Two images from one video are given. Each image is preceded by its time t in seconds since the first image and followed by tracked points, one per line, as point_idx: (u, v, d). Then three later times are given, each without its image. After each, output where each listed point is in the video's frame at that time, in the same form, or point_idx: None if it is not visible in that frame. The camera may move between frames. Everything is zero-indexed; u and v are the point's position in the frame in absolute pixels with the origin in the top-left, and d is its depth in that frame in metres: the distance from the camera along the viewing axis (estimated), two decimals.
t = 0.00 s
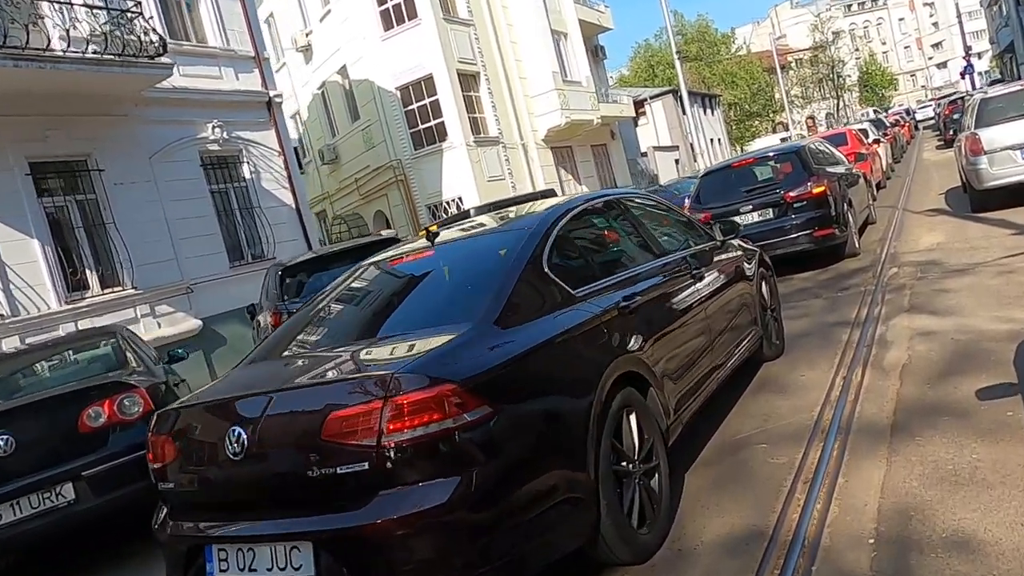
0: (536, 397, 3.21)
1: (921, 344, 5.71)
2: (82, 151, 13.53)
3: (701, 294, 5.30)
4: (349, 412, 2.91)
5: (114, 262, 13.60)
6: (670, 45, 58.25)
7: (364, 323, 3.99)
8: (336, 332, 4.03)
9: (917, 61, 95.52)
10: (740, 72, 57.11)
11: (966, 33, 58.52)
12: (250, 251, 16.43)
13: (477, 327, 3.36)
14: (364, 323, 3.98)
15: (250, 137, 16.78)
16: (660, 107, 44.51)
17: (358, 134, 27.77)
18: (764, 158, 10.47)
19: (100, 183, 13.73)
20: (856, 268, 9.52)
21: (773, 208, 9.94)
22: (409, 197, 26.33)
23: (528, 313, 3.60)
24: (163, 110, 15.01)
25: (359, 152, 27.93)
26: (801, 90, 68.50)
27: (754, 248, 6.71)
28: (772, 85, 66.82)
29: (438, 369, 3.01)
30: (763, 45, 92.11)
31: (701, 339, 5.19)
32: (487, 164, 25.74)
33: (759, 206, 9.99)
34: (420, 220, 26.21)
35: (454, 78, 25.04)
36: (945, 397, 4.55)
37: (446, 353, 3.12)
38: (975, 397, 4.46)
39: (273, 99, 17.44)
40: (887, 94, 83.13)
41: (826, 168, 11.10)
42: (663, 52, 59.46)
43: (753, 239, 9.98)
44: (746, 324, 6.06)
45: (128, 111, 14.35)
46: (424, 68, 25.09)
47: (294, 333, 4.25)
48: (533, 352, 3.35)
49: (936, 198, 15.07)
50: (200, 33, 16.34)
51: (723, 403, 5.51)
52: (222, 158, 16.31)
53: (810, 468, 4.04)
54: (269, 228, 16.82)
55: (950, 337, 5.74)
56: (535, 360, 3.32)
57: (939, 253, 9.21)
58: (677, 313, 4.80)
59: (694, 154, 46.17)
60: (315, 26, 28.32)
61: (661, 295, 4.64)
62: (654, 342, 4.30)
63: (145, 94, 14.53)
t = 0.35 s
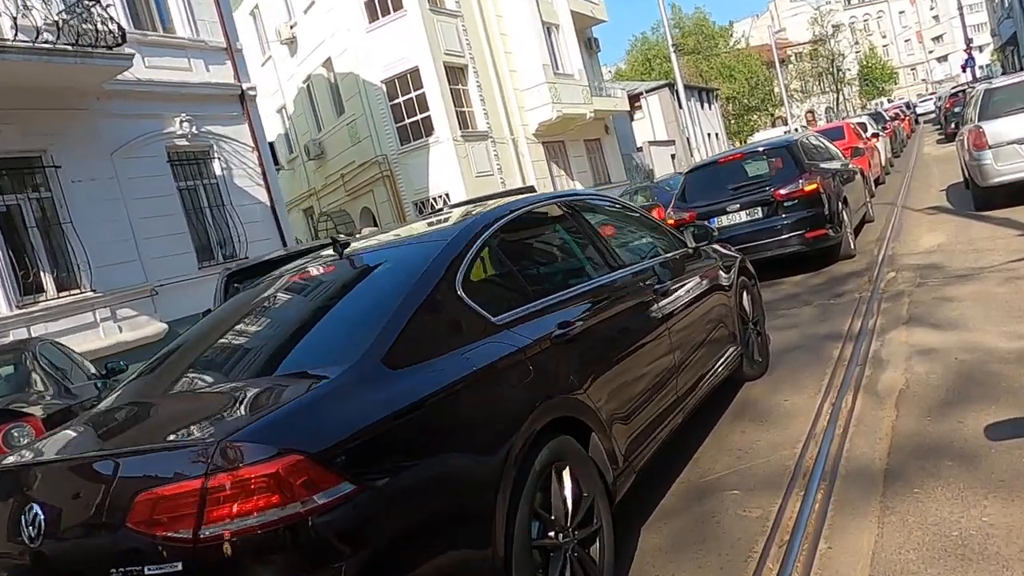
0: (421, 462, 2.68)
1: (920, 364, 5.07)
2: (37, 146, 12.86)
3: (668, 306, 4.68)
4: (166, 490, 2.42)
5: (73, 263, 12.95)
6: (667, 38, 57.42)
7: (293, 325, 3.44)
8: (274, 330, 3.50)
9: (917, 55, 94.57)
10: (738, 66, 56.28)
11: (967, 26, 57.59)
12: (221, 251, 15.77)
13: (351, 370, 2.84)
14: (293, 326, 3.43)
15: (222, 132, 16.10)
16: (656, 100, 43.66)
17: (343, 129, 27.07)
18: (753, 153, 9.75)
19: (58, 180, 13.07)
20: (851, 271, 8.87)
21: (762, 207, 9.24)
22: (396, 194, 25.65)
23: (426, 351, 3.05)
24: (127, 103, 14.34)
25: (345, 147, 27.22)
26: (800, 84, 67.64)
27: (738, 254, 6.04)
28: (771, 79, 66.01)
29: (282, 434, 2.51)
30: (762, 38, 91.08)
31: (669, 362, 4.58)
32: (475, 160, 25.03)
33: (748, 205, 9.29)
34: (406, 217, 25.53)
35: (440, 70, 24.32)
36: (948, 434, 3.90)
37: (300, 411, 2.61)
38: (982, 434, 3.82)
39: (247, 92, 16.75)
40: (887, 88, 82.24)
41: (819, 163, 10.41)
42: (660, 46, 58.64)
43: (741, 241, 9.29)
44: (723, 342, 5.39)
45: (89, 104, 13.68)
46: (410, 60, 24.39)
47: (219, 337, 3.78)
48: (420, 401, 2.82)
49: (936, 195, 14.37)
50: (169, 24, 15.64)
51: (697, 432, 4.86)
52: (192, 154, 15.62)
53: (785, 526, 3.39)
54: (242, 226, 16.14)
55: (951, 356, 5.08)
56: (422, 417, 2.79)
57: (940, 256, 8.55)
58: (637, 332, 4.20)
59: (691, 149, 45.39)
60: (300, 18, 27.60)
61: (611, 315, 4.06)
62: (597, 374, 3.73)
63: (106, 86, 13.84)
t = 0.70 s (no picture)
0: (295, 553, 2.31)
1: (918, 395, 4.47)
2: None
3: (623, 334, 4.15)
4: None
5: (29, 266, 12.33)
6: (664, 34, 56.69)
7: (228, 314, 3.05)
8: (207, 321, 3.10)
9: (919, 51, 93.79)
10: (736, 62, 55.50)
11: (969, 23, 56.84)
12: (192, 252, 15.06)
13: (191, 434, 2.42)
14: (222, 318, 3.02)
15: (192, 129, 15.46)
16: (652, 97, 42.87)
17: (329, 126, 26.38)
18: (742, 153, 9.10)
19: (14, 179, 12.44)
20: (845, 281, 8.25)
21: (751, 211, 8.60)
22: (382, 192, 24.99)
23: (321, 400, 2.70)
24: (90, 99, 13.71)
25: (331, 143, 26.55)
26: (800, 81, 66.89)
27: (712, 270, 5.36)
28: (771, 76, 65.28)
29: (123, 500, 2.18)
30: (762, 34, 90.15)
31: (625, 401, 4.07)
32: (463, 157, 24.35)
33: (736, 208, 8.65)
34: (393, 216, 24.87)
35: (427, 65, 23.67)
36: (952, 492, 3.30)
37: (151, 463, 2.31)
38: (994, 494, 3.22)
39: (219, 87, 16.12)
40: (887, 85, 81.52)
41: (813, 163, 9.78)
42: (657, 42, 57.95)
43: (729, 247, 8.66)
44: (695, 370, 4.77)
45: (48, 100, 13.06)
46: (397, 55, 23.73)
47: (152, 327, 3.34)
48: (306, 466, 2.46)
49: (937, 196, 13.73)
50: (137, 15, 15.02)
51: (662, 474, 4.28)
52: (159, 152, 14.99)
53: None
54: (213, 227, 15.48)
55: (954, 387, 4.47)
56: (304, 488, 2.42)
57: (942, 264, 7.93)
58: (584, 370, 3.75)
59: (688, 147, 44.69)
60: (285, 11, 26.94)
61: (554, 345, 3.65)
62: (531, 419, 3.32)
63: (65, 80, 13.19)
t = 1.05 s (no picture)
0: None
1: (916, 442, 3.86)
2: None
3: (576, 373, 3.60)
4: None
5: None
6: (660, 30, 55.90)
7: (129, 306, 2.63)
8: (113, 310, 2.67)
9: (918, 47, 92.96)
10: (734, 59, 54.72)
11: (969, 19, 56.04)
12: (157, 255, 14.41)
13: None
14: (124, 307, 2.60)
15: (158, 127, 14.79)
16: (647, 93, 42.10)
17: (313, 124, 25.70)
18: (726, 154, 8.44)
19: None
20: (836, 293, 7.63)
21: (735, 217, 7.96)
22: (366, 192, 24.31)
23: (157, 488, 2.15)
24: (47, 96, 13.04)
25: (315, 141, 25.85)
26: (798, 78, 66.07)
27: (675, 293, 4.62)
28: (769, 73, 64.47)
29: None
30: (759, 29, 89.28)
31: (577, 450, 3.53)
32: (449, 156, 23.66)
33: (719, 214, 8.01)
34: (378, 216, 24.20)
35: (412, 61, 22.96)
36: None
37: None
38: None
39: (187, 83, 15.45)
40: (887, 82, 80.74)
41: (804, 164, 9.14)
42: (653, 38, 57.18)
43: (712, 255, 8.03)
44: (659, 410, 4.13)
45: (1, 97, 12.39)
46: (381, 51, 23.01)
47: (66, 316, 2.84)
48: None
49: (937, 197, 13.08)
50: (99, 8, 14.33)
51: (619, 537, 3.70)
52: (124, 151, 14.33)
53: None
54: (180, 230, 14.82)
55: (957, 433, 3.85)
56: None
57: (942, 275, 7.31)
58: (527, 414, 3.25)
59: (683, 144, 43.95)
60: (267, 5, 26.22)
61: (506, 382, 3.22)
62: (470, 464, 2.92)
63: (18, 76, 12.51)
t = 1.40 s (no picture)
0: None
1: (914, 510, 3.23)
2: None
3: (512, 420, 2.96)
4: None
5: None
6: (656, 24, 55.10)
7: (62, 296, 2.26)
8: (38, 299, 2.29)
9: (919, 43, 92.06)
10: (732, 54, 53.93)
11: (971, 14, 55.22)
12: (120, 257, 13.76)
13: None
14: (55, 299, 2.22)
15: (121, 123, 14.11)
16: (643, 89, 41.32)
17: (296, 119, 25.00)
18: (709, 154, 7.75)
19: None
20: (827, 308, 6.98)
21: (719, 223, 7.28)
22: (351, 189, 23.62)
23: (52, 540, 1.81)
24: None
25: (299, 137, 25.15)
26: (798, 73, 65.22)
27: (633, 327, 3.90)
28: (768, 68, 63.64)
29: None
30: (759, 23, 88.35)
31: (523, 503, 2.92)
32: (435, 153, 22.94)
33: (701, 219, 7.33)
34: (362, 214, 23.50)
35: (396, 55, 22.23)
36: None
37: None
38: None
39: (154, 77, 14.77)
40: (888, 77, 79.88)
41: (795, 165, 8.46)
42: (651, 32, 56.37)
43: (693, 265, 7.36)
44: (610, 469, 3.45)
45: None
46: (364, 44, 22.29)
47: None
48: None
49: (939, 199, 12.38)
50: None
51: None
52: (84, 148, 13.65)
53: None
54: (145, 231, 14.15)
55: (963, 499, 3.22)
56: None
57: (943, 290, 6.65)
58: (475, 454, 2.75)
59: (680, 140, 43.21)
60: None
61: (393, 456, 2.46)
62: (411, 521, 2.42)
63: None
